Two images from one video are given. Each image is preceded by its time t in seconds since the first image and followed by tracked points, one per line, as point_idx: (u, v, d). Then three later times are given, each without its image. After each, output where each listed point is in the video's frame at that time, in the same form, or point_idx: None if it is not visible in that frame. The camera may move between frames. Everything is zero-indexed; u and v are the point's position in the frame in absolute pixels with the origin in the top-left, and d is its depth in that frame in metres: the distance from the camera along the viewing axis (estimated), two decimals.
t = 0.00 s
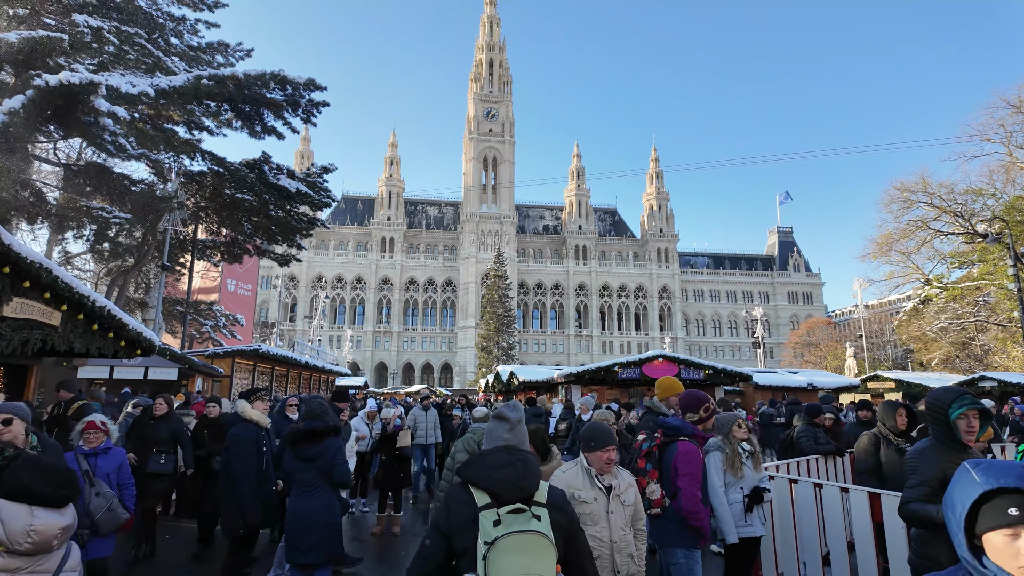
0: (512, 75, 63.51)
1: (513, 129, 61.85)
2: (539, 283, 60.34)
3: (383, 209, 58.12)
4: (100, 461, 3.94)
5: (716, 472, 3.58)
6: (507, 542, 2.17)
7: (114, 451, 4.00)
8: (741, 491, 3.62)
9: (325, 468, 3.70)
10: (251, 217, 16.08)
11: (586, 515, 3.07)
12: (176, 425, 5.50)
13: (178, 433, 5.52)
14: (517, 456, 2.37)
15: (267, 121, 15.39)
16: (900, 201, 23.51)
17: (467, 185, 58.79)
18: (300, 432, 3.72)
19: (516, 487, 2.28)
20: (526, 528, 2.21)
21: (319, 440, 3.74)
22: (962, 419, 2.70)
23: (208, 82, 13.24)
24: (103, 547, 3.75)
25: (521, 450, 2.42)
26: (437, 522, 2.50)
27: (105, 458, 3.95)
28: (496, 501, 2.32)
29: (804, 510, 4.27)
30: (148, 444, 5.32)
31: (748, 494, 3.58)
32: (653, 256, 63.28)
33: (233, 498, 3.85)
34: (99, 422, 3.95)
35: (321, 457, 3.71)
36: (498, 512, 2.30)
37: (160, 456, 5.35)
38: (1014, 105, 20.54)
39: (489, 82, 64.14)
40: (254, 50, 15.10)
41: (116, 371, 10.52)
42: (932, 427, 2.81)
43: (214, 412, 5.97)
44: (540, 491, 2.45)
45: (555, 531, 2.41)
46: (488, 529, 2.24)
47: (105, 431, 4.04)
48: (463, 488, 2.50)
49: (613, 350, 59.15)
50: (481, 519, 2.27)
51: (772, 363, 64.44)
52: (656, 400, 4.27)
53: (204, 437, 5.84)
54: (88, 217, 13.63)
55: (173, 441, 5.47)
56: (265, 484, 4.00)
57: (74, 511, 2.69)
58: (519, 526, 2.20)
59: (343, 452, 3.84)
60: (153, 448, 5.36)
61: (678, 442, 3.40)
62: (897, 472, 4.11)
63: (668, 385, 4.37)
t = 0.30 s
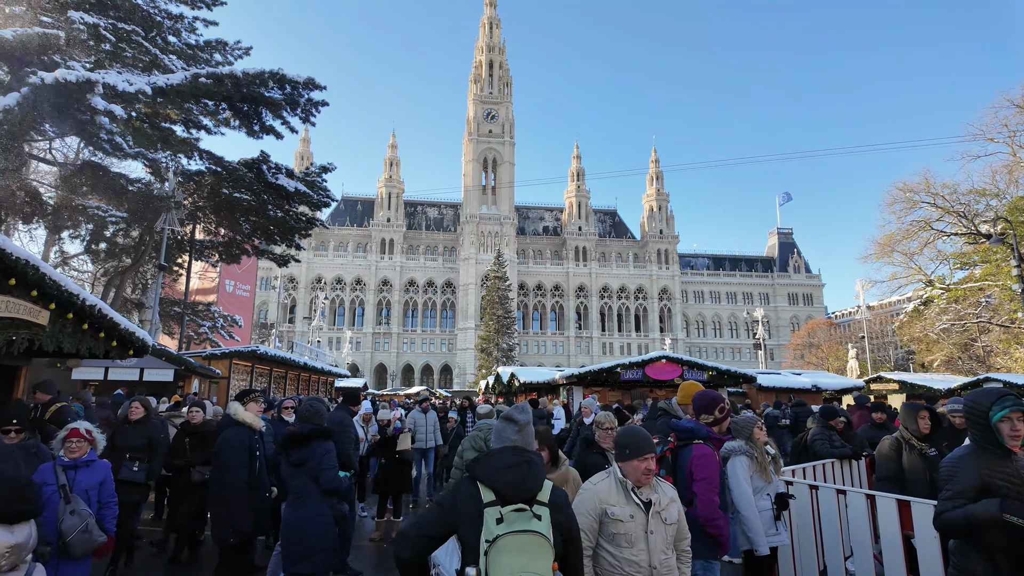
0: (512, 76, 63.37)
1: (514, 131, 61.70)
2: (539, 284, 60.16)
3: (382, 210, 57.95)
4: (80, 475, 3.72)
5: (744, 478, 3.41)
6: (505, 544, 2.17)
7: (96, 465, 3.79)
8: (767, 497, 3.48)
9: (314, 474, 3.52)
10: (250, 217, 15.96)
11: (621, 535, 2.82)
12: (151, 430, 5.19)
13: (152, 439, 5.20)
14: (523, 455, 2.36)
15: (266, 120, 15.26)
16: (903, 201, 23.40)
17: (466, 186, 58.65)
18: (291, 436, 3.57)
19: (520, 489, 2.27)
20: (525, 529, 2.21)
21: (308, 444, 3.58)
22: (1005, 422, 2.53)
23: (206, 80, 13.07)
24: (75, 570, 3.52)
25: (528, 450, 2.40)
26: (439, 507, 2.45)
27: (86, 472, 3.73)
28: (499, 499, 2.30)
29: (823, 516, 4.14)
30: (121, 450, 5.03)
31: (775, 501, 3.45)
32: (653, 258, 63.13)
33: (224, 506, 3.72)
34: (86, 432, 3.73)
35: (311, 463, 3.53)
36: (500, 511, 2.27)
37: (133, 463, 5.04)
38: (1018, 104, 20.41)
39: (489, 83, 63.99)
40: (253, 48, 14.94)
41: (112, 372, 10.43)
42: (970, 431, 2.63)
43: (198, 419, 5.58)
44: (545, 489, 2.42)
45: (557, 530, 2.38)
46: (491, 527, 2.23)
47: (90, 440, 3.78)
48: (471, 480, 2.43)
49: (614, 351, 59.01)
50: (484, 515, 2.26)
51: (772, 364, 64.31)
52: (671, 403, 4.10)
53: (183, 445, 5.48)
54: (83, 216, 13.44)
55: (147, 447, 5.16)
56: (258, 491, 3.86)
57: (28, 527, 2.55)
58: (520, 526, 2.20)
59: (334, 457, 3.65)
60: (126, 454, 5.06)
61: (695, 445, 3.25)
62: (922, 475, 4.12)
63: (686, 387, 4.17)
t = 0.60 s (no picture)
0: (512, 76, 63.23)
1: (513, 131, 61.53)
2: (538, 284, 59.96)
3: (381, 210, 57.78)
4: (45, 477, 3.48)
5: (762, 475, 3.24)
6: (510, 521, 2.39)
7: (63, 465, 3.54)
8: (786, 495, 3.35)
9: (302, 470, 3.34)
10: (247, 215, 15.78)
11: (678, 549, 2.49)
12: (120, 427, 4.99)
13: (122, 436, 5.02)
14: (510, 443, 2.66)
15: (262, 117, 15.09)
16: (905, 199, 23.26)
17: (466, 186, 58.48)
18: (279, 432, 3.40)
19: (512, 472, 2.56)
20: (525, 506, 2.48)
21: (294, 441, 3.41)
22: None
23: (202, 75, 12.88)
24: None
25: (514, 440, 2.70)
26: (432, 497, 2.61)
27: (51, 474, 3.48)
28: (493, 482, 2.57)
29: (844, 518, 3.98)
30: (86, 449, 4.84)
31: (793, 499, 3.34)
32: (653, 257, 62.96)
33: (211, 506, 3.58)
34: (54, 429, 3.49)
35: (297, 461, 3.35)
36: (497, 495, 2.52)
37: (98, 464, 4.83)
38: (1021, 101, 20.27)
39: (488, 83, 63.82)
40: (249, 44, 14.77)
41: (105, 371, 10.25)
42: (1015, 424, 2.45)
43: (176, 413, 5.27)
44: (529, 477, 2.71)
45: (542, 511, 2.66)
46: (489, 508, 2.47)
47: (61, 439, 3.55)
48: (460, 471, 2.67)
49: (613, 351, 58.84)
50: (482, 498, 2.49)
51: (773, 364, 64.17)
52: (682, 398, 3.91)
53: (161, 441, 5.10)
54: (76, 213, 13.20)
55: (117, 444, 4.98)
56: (247, 491, 3.73)
57: None
58: (519, 504, 2.47)
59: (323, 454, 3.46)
60: (92, 454, 4.86)
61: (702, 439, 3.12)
62: (948, 476, 4.05)
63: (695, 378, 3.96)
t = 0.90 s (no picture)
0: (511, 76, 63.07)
1: (512, 131, 61.35)
2: (538, 285, 59.78)
3: (380, 210, 57.56)
4: None
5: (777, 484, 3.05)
6: (471, 523, 2.61)
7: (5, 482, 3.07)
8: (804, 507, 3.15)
9: (283, 479, 3.17)
10: (242, 215, 15.57)
11: None
12: (78, 433, 4.69)
13: (82, 443, 4.73)
14: (479, 446, 2.85)
15: (259, 114, 14.90)
16: (907, 198, 23.11)
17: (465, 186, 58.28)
18: (262, 437, 3.23)
19: (478, 474, 2.75)
20: (488, 508, 2.68)
21: (276, 447, 3.23)
22: None
23: (197, 71, 12.70)
24: None
25: (482, 442, 2.90)
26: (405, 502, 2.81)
27: None
28: (459, 484, 2.76)
29: (866, 529, 3.77)
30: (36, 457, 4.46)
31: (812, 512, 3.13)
32: (653, 258, 62.77)
33: (192, 515, 3.43)
34: None
35: (279, 469, 3.17)
36: (462, 496, 2.72)
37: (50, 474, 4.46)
38: None
39: (487, 83, 63.62)
40: (246, 40, 14.58)
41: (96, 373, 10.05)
42: None
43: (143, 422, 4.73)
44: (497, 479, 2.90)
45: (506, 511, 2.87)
46: (453, 509, 2.68)
47: None
48: (428, 469, 2.87)
49: (613, 352, 58.67)
50: (446, 499, 2.71)
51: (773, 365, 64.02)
52: (694, 402, 3.70)
53: (126, 452, 4.74)
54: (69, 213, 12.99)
55: (77, 450, 4.69)
56: (230, 500, 3.58)
57: None
58: (482, 506, 2.67)
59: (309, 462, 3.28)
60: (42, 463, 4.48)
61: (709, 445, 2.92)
62: (988, 484, 3.88)
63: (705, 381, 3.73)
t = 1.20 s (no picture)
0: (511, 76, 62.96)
1: (513, 131, 61.23)
2: (538, 285, 59.68)
3: (380, 211, 57.42)
4: None
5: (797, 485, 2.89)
6: (456, 516, 2.67)
7: None
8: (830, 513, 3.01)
9: (272, 481, 3.02)
10: (240, 214, 15.45)
11: None
12: (48, 432, 4.52)
13: (49, 444, 4.56)
14: (474, 444, 2.88)
15: (258, 112, 14.78)
16: (910, 198, 22.97)
17: (465, 187, 58.17)
18: (251, 436, 3.09)
19: (468, 472, 2.80)
20: (475, 503, 2.72)
21: (265, 445, 3.09)
22: None
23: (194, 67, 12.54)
24: None
25: (478, 440, 2.93)
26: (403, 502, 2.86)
27: None
28: (451, 481, 2.81)
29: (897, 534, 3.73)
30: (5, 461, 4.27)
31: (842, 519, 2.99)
32: (653, 259, 62.66)
33: (180, 519, 3.31)
34: None
35: (268, 471, 3.02)
36: (451, 491, 2.77)
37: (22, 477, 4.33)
38: None
39: (487, 83, 63.53)
40: (244, 36, 14.45)
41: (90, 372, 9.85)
42: None
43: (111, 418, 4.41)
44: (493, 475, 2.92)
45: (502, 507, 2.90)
46: (442, 504, 2.73)
47: None
48: (422, 466, 2.94)
49: (613, 352, 58.54)
50: (437, 494, 2.76)
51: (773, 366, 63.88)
52: (707, 398, 3.57)
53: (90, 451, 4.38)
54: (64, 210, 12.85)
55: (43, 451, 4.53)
56: (221, 502, 3.48)
57: None
58: (469, 502, 2.71)
59: (301, 463, 3.13)
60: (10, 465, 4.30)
61: (727, 446, 2.74)
62: None
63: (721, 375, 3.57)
